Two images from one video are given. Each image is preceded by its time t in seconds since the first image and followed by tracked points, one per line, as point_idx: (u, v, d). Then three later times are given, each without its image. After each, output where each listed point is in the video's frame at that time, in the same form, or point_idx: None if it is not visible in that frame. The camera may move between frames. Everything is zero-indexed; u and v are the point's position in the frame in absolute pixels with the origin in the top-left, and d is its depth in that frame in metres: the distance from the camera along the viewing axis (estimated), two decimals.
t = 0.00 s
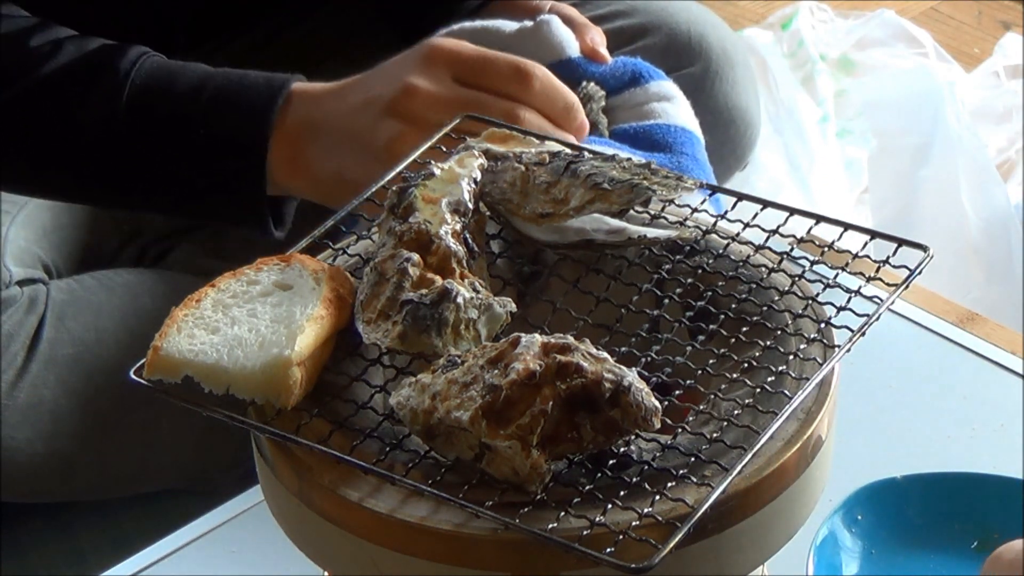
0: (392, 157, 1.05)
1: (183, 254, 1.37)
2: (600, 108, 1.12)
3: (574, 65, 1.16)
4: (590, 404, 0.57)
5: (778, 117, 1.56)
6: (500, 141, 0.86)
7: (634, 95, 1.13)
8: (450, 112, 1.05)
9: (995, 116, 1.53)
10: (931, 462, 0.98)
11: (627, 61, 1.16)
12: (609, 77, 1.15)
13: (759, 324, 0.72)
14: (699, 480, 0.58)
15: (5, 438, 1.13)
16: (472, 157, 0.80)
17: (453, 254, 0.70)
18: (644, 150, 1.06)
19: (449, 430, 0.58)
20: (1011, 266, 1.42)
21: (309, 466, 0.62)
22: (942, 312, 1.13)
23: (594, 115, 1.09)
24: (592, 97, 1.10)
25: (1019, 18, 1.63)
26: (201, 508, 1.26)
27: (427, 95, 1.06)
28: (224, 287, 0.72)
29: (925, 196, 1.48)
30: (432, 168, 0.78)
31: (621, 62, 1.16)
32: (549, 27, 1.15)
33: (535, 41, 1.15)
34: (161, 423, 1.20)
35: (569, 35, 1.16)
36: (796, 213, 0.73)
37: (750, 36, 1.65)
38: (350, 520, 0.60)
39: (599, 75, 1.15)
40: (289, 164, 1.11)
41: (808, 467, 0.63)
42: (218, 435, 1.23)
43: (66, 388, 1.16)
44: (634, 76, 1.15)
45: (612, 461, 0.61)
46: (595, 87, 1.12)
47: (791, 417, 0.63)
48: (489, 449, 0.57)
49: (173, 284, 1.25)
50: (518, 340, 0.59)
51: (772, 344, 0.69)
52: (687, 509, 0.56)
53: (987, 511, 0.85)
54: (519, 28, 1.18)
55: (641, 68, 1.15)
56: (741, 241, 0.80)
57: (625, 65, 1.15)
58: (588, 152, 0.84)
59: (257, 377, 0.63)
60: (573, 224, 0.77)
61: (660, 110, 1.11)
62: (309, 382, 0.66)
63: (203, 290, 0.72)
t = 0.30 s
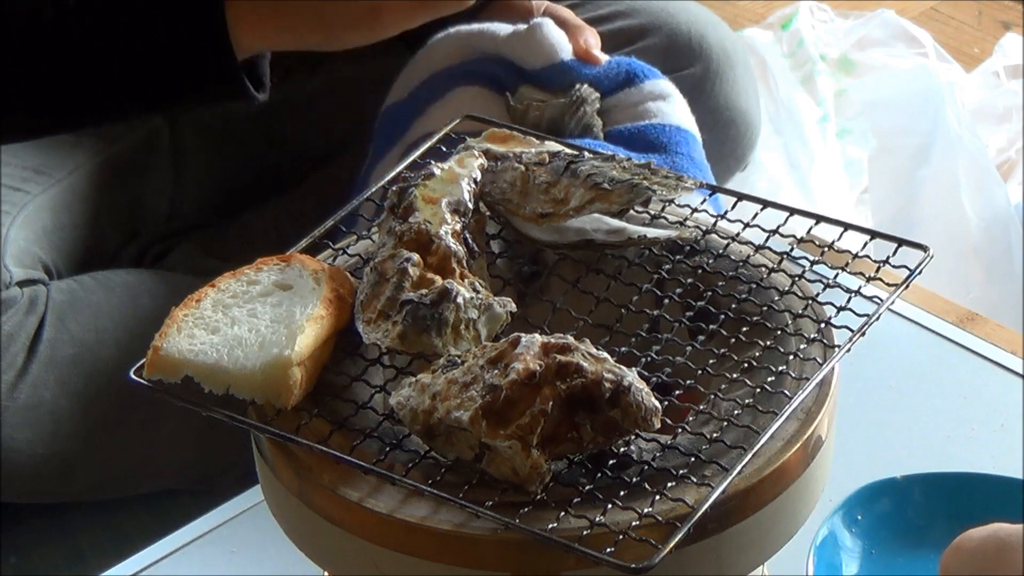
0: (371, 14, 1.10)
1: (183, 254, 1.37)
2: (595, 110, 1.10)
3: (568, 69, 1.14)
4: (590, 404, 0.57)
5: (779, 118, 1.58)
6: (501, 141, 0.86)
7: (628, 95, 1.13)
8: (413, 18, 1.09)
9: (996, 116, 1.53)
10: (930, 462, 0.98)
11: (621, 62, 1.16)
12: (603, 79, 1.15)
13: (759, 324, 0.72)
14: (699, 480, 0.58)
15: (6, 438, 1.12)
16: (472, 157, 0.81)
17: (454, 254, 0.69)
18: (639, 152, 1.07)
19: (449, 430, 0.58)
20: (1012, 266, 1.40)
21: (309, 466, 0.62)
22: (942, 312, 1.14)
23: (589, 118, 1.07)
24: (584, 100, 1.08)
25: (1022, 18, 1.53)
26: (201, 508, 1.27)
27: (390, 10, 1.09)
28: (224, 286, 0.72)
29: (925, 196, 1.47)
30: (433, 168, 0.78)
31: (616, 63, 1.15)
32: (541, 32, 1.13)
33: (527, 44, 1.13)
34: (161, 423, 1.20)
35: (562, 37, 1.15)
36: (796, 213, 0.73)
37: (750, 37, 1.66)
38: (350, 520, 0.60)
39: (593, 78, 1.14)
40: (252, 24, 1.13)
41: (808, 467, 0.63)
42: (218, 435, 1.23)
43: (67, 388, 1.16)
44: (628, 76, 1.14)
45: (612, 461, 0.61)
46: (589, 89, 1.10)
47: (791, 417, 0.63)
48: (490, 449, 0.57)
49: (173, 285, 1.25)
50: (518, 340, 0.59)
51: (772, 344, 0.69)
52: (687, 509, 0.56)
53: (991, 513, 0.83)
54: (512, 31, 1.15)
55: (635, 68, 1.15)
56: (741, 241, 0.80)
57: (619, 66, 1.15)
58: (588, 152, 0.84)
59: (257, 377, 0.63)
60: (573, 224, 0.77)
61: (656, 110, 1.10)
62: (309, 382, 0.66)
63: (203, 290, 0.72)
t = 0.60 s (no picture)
0: (389, 98, 0.83)
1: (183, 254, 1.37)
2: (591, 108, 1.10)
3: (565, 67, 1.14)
4: (590, 404, 0.57)
5: (778, 117, 1.59)
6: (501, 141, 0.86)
7: (624, 93, 1.13)
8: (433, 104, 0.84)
9: (996, 115, 1.49)
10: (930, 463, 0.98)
11: (617, 59, 1.17)
12: (599, 77, 1.15)
13: (759, 324, 0.72)
14: (699, 480, 0.58)
15: (6, 438, 1.13)
16: (472, 157, 0.81)
17: (454, 254, 0.69)
18: (635, 150, 1.07)
19: (449, 430, 0.58)
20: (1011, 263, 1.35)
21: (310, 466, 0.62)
22: (942, 312, 1.14)
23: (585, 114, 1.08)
24: (581, 98, 1.08)
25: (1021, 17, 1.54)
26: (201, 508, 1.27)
27: (412, 90, 0.83)
28: (224, 287, 0.72)
29: (925, 196, 1.47)
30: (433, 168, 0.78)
31: (612, 59, 1.16)
32: (537, 30, 1.14)
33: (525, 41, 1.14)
34: (161, 422, 1.20)
35: (559, 35, 1.15)
36: (796, 213, 0.73)
37: (750, 36, 1.67)
38: (350, 520, 0.60)
39: (589, 76, 1.15)
40: (274, 88, 0.85)
41: (808, 468, 0.63)
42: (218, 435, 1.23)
43: (67, 387, 1.16)
44: (624, 74, 1.15)
45: (612, 461, 0.61)
46: (584, 87, 1.10)
47: (791, 417, 0.63)
48: (490, 449, 0.57)
49: (173, 284, 1.25)
50: (518, 339, 0.59)
51: (772, 344, 0.69)
52: (687, 509, 0.56)
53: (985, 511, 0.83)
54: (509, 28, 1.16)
55: (631, 65, 1.15)
56: (741, 241, 0.80)
57: (615, 64, 1.16)
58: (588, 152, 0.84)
59: (257, 377, 0.63)
60: (574, 224, 0.77)
61: (653, 108, 1.11)
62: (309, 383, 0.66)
63: (203, 290, 0.72)
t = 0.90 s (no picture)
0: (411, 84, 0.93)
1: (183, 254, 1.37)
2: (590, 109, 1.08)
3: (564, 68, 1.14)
4: (590, 404, 0.57)
5: (778, 116, 1.59)
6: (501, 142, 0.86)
7: (624, 94, 1.13)
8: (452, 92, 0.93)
9: (996, 115, 1.48)
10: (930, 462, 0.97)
11: (617, 60, 1.16)
12: (599, 77, 1.14)
13: (759, 324, 0.72)
14: (698, 480, 0.58)
15: (6, 438, 1.13)
16: (472, 157, 0.81)
17: (454, 254, 0.69)
18: (634, 151, 1.07)
19: (449, 430, 0.58)
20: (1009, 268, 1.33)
21: (309, 468, 0.62)
22: (942, 312, 1.14)
23: (584, 115, 1.07)
24: (579, 99, 1.07)
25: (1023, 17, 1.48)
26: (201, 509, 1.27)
27: (433, 78, 0.93)
28: (224, 287, 0.72)
29: (927, 197, 1.46)
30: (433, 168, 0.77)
31: (611, 61, 1.15)
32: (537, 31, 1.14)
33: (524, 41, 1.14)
34: (161, 422, 1.20)
35: (558, 36, 1.15)
36: (796, 213, 0.73)
37: (750, 37, 1.67)
38: (349, 520, 0.60)
39: (588, 77, 1.14)
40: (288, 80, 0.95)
41: (808, 468, 0.63)
42: (217, 435, 1.23)
43: (67, 387, 1.16)
44: (624, 75, 1.14)
45: (612, 461, 0.61)
46: (583, 88, 1.09)
47: (791, 417, 0.63)
48: (490, 449, 0.57)
49: (172, 285, 1.26)
50: (518, 340, 0.59)
51: (772, 344, 0.69)
52: (686, 509, 0.56)
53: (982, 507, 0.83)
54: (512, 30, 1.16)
55: (631, 66, 1.15)
56: (741, 241, 0.80)
57: (615, 64, 1.15)
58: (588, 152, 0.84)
59: (257, 377, 0.63)
60: (573, 224, 0.77)
61: (653, 109, 1.11)
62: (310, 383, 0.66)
63: (203, 290, 0.72)
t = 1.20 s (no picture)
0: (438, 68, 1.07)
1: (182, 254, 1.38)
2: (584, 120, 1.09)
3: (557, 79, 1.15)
4: (590, 403, 0.57)
5: (778, 118, 1.63)
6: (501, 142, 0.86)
7: (619, 102, 1.12)
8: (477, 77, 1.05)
9: (997, 115, 1.41)
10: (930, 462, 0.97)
11: (611, 69, 1.14)
12: (593, 88, 1.14)
13: (759, 324, 0.72)
14: (699, 480, 0.58)
15: (6, 438, 1.13)
16: (472, 157, 0.81)
17: (453, 254, 0.69)
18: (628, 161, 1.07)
19: (449, 430, 0.58)
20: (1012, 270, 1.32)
21: (309, 468, 0.62)
22: (942, 312, 1.14)
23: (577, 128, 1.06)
24: (572, 111, 1.07)
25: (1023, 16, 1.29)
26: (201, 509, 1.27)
27: (464, 62, 1.05)
28: (224, 287, 0.72)
29: (925, 199, 1.48)
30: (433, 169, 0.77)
31: (605, 69, 1.14)
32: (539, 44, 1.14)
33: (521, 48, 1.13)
34: (161, 422, 1.20)
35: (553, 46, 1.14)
36: (796, 213, 0.73)
37: (750, 37, 1.70)
38: (349, 519, 0.60)
39: (581, 86, 1.14)
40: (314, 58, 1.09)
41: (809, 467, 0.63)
42: (218, 435, 1.23)
43: (67, 387, 1.16)
44: (618, 83, 1.13)
45: (612, 461, 0.61)
46: (577, 99, 1.09)
47: (791, 417, 0.63)
48: (490, 449, 0.57)
49: (172, 285, 1.26)
50: (518, 340, 0.59)
51: (772, 344, 0.69)
52: (687, 509, 0.56)
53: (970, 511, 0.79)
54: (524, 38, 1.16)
55: (625, 75, 1.13)
56: (741, 241, 0.80)
57: (609, 73, 1.14)
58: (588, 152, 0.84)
59: (257, 377, 0.63)
60: (573, 224, 0.78)
61: (648, 118, 1.10)
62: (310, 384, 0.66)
63: (203, 290, 0.72)
